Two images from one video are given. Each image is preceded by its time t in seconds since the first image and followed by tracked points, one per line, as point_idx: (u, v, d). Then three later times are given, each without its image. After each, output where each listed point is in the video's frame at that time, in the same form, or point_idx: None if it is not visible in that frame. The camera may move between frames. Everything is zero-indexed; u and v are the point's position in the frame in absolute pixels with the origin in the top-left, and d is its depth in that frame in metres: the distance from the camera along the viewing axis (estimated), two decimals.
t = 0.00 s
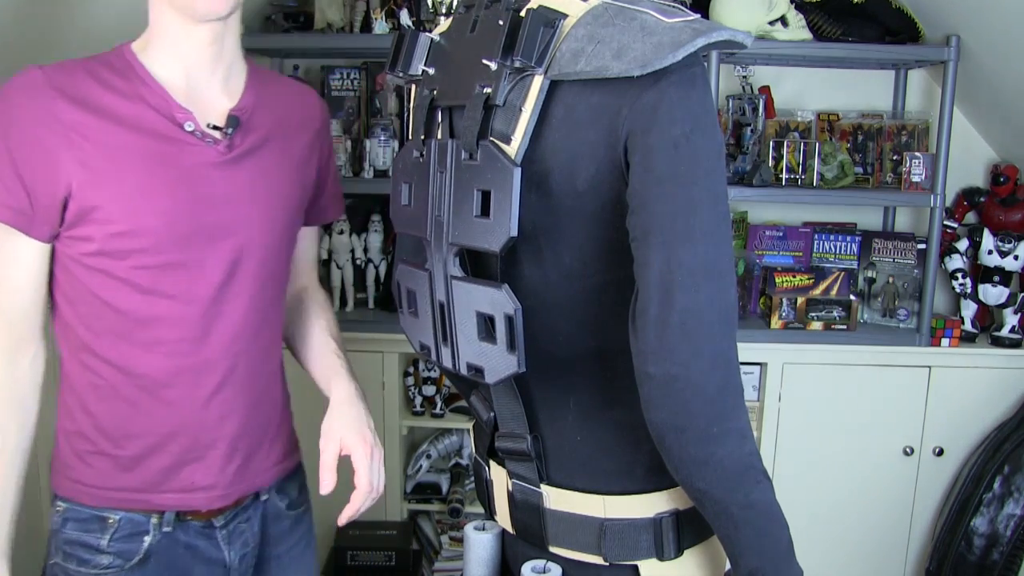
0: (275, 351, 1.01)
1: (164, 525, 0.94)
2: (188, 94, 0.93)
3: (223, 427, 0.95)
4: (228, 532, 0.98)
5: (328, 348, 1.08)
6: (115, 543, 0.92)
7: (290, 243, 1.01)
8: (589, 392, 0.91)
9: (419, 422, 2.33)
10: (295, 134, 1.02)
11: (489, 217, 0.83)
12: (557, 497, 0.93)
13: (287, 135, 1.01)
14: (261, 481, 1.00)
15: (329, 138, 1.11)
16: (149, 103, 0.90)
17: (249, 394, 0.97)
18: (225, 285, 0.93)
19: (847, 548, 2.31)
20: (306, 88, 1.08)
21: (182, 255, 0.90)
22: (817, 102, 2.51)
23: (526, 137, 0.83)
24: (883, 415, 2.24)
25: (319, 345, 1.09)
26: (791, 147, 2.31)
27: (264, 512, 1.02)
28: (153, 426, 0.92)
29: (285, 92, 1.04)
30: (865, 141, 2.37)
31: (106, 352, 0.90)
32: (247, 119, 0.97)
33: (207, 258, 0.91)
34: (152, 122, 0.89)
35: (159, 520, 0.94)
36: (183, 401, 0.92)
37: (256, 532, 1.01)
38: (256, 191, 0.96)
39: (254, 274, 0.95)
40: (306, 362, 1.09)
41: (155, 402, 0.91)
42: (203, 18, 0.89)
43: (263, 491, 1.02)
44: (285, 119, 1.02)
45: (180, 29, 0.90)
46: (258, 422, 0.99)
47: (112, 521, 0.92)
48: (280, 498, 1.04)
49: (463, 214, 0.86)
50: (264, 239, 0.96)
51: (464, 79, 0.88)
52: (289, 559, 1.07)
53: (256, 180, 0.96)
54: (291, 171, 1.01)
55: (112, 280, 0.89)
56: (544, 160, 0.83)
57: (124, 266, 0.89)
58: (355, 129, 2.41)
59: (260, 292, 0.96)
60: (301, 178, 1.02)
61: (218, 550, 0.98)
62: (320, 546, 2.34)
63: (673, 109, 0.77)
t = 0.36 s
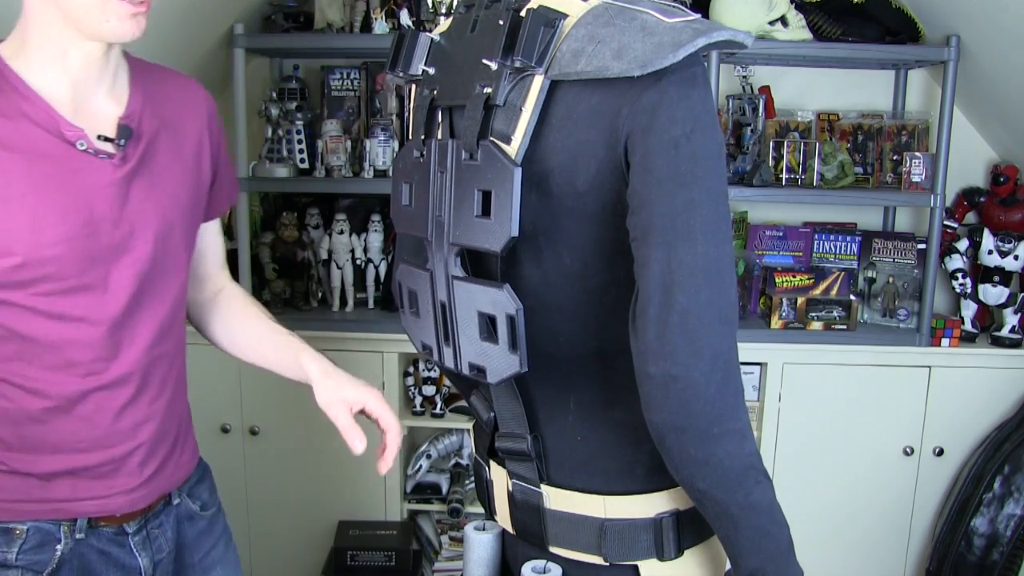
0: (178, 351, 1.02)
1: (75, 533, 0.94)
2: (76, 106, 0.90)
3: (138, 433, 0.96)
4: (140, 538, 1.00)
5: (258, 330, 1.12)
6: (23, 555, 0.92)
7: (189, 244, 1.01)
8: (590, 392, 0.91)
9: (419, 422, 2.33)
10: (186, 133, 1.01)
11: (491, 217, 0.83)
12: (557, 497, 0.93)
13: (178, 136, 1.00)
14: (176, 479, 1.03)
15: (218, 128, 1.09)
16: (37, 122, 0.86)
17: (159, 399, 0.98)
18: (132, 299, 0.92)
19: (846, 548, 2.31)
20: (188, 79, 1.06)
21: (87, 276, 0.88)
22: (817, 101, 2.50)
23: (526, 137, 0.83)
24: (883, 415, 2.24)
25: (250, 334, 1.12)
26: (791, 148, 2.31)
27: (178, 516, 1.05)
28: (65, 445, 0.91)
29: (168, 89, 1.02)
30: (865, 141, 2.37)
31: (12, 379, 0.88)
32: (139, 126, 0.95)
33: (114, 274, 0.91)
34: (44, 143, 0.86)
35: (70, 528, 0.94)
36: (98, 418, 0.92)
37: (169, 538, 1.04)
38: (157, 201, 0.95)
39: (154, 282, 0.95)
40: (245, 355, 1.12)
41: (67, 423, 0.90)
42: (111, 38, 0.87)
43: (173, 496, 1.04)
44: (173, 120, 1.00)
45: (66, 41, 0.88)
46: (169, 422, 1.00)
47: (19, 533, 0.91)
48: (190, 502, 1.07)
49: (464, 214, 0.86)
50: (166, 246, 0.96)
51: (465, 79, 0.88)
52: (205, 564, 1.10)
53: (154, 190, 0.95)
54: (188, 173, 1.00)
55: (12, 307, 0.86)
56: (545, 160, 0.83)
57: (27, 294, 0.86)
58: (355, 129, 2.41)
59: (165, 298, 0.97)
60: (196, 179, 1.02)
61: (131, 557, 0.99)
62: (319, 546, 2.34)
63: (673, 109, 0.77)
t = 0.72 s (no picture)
0: (175, 340, 1.09)
1: (101, 528, 1.02)
2: (31, 113, 0.95)
3: (151, 424, 1.03)
4: (160, 531, 1.08)
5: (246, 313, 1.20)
6: (53, 552, 0.99)
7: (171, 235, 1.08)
8: (589, 392, 0.91)
9: (419, 422, 2.33)
10: (143, 122, 1.06)
11: (490, 217, 0.83)
12: (557, 497, 0.93)
13: (138, 128, 1.05)
14: (188, 466, 1.11)
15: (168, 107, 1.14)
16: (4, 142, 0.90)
17: (164, 386, 1.05)
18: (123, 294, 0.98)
19: (846, 548, 2.31)
20: (132, 67, 1.10)
21: (77, 281, 0.94)
22: (817, 102, 2.50)
23: (526, 137, 0.83)
24: (883, 415, 2.24)
25: (240, 319, 1.20)
26: (791, 148, 2.31)
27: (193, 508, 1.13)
28: (82, 442, 0.98)
29: (116, 83, 1.06)
30: (865, 141, 2.37)
31: (20, 389, 0.94)
32: (101, 126, 1.00)
33: (105, 272, 0.97)
34: (13, 159, 0.91)
35: (95, 525, 1.01)
36: (111, 411, 0.99)
37: (186, 530, 1.12)
38: (131, 195, 1.01)
39: (143, 275, 1.02)
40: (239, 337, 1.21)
41: (80, 421, 0.97)
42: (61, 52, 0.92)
43: (187, 490, 1.12)
44: (128, 113, 1.05)
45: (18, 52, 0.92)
46: (176, 409, 1.08)
47: (46, 531, 0.98)
48: (202, 495, 1.15)
49: (463, 214, 0.86)
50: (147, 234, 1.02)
51: (464, 79, 0.88)
52: (221, 551, 1.19)
53: (127, 185, 1.01)
54: (158, 165, 1.05)
55: (11, 325, 0.92)
56: (545, 160, 0.83)
57: (22, 309, 0.92)
58: (355, 129, 2.41)
59: (155, 283, 1.04)
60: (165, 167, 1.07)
61: (153, 548, 1.07)
62: (319, 547, 2.34)
63: (673, 109, 0.77)
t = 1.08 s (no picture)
0: (173, 340, 1.09)
1: (95, 534, 1.02)
2: (10, 114, 0.96)
3: (147, 426, 1.03)
4: (158, 536, 1.08)
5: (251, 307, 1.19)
6: (45, 557, 0.99)
7: (166, 233, 1.07)
8: (589, 392, 0.91)
9: (419, 422, 2.33)
10: (132, 121, 1.05)
11: (490, 217, 0.83)
12: (557, 497, 0.93)
13: (126, 126, 1.04)
14: (187, 471, 1.11)
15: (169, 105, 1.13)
16: None
17: (160, 389, 1.05)
18: (110, 293, 0.98)
19: (846, 548, 2.31)
20: (122, 64, 1.09)
21: (61, 282, 0.95)
22: (817, 102, 2.50)
23: (526, 137, 0.83)
24: (883, 415, 2.24)
25: (247, 311, 1.19)
26: (791, 148, 2.31)
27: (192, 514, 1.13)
28: (73, 447, 0.99)
29: (103, 80, 1.06)
30: (865, 141, 2.37)
31: (9, 393, 0.95)
32: (85, 125, 1.00)
33: (89, 274, 0.97)
34: None
35: (90, 530, 1.02)
36: (101, 415, 0.99)
37: (185, 536, 1.12)
38: (116, 196, 1.00)
39: (135, 273, 1.02)
40: (249, 331, 1.20)
41: (70, 425, 0.98)
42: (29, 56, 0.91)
43: (188, 495, 1.13)
44: (114, 111, 1.04)
45: None
46: (174, 411, 1.08)
47: (38, 535, 0.99)
48: (203, 500, 1.15)
49: (464, 214, 0.86)
50: (136, 234, 1.02)
51: (464, 79, 0.88)
52: (220, 558, 1.19)
53: (110, 185, 1.00)
54: (147, 163, 1.05)
55: None
56: (545, 160, 0.84)
57: (6, 313, 0.93)
58: (355, 129, 2.41)
59: (147, 285, 1.03)
60: (155, 163, 1.06)
61: (149, 554, 1.07)
62: (319, 547, 2.34)
63: (673, 109, 0.77)
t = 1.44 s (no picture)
0: (160, 349, 1.05)
1: (52, 541, 0.99)
2: (29, 112, 0.93)
3: (119, 438, 1.00)
4: (117, 549, 1.05)
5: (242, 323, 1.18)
6: None
7: (166, 245, 1.04)
8: (589, 392, 0.91)
9: (419, 422, 2.33)
10: (151, 131, 1.03)
11: (490, 217, 0.83)
12: (557, 497, 0.93)
13: (145, 136, 1.02)
14: (152, 484, 1.07)
15: (195, 120, 1.11)
16: None
17: (140, 400, 1.02)
18: (103, 301, 0.96)
19: (847, 548, 2.31)
20: (157, 73, 1.08)
21: (52, 283, 0.92)
22: (817, 102, 2.50)
23: (526, 137, 0.83)
24: (883, 415, 2.24)
25: (235, 325, 1.18)
26: (791, 147, 2.31)
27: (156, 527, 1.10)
28: (42, 449, 0.96)
29: (132, 85, 1.04)
30: (865, 141, 2.37)
31: None
32: (99, 129, 0.97)
33: (84, 279, 0.94)
34: None
35: (47, 536, 0.99)
36: (74, 422, 0.96)
37: (146, 550, 1.08)
38: (122, 204, 0.98)
39: (128, 283, 0.99)
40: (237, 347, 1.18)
41: (43, 428, 0.95)
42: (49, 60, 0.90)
43: (151, 508, 1.09)
44: (138, 116, 1.02)
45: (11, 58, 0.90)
46: (150, 423, 1.05)
47: None
48: (168, 513, 1.12)
49: (463, 214, 0.86)
50: (137, 248, 0.99)
51: (464, 79, 0.88)
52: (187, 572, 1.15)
53: (118, 192, 0.98)
54: (158, 175, 1.02)
55: None
56: (545, 160, 0.84)
57: None
58: (355, 129, 2.41)
59: (139, 298, 1.00)
60: (167, 174, 1.04)
61: (106, 566, 1.04)
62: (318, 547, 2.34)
63: (674, 109, 0.77)
